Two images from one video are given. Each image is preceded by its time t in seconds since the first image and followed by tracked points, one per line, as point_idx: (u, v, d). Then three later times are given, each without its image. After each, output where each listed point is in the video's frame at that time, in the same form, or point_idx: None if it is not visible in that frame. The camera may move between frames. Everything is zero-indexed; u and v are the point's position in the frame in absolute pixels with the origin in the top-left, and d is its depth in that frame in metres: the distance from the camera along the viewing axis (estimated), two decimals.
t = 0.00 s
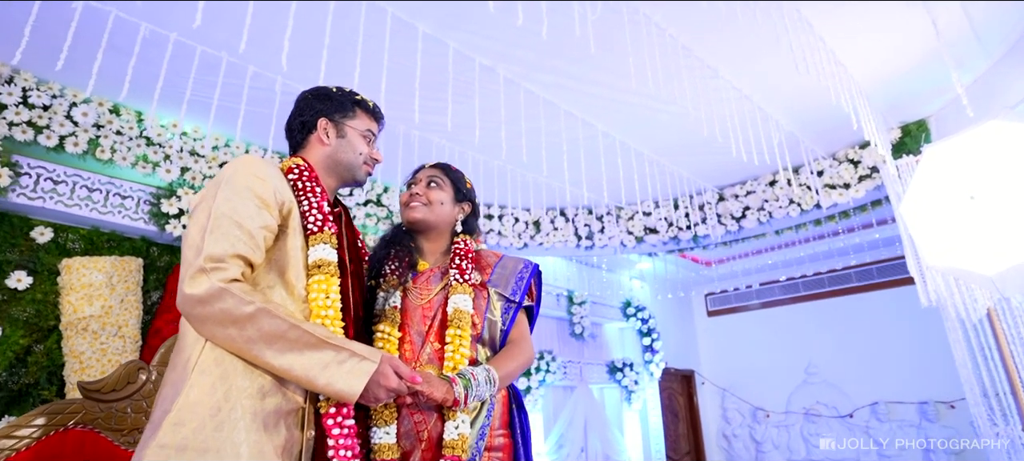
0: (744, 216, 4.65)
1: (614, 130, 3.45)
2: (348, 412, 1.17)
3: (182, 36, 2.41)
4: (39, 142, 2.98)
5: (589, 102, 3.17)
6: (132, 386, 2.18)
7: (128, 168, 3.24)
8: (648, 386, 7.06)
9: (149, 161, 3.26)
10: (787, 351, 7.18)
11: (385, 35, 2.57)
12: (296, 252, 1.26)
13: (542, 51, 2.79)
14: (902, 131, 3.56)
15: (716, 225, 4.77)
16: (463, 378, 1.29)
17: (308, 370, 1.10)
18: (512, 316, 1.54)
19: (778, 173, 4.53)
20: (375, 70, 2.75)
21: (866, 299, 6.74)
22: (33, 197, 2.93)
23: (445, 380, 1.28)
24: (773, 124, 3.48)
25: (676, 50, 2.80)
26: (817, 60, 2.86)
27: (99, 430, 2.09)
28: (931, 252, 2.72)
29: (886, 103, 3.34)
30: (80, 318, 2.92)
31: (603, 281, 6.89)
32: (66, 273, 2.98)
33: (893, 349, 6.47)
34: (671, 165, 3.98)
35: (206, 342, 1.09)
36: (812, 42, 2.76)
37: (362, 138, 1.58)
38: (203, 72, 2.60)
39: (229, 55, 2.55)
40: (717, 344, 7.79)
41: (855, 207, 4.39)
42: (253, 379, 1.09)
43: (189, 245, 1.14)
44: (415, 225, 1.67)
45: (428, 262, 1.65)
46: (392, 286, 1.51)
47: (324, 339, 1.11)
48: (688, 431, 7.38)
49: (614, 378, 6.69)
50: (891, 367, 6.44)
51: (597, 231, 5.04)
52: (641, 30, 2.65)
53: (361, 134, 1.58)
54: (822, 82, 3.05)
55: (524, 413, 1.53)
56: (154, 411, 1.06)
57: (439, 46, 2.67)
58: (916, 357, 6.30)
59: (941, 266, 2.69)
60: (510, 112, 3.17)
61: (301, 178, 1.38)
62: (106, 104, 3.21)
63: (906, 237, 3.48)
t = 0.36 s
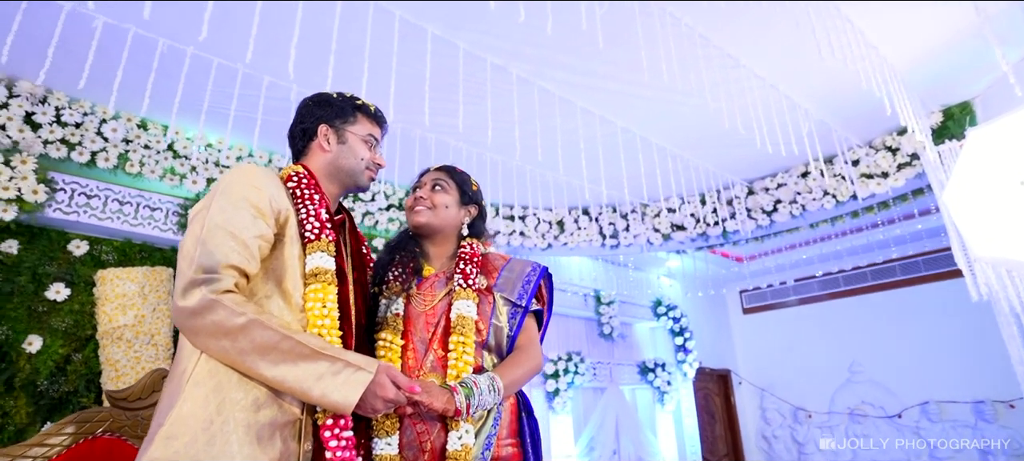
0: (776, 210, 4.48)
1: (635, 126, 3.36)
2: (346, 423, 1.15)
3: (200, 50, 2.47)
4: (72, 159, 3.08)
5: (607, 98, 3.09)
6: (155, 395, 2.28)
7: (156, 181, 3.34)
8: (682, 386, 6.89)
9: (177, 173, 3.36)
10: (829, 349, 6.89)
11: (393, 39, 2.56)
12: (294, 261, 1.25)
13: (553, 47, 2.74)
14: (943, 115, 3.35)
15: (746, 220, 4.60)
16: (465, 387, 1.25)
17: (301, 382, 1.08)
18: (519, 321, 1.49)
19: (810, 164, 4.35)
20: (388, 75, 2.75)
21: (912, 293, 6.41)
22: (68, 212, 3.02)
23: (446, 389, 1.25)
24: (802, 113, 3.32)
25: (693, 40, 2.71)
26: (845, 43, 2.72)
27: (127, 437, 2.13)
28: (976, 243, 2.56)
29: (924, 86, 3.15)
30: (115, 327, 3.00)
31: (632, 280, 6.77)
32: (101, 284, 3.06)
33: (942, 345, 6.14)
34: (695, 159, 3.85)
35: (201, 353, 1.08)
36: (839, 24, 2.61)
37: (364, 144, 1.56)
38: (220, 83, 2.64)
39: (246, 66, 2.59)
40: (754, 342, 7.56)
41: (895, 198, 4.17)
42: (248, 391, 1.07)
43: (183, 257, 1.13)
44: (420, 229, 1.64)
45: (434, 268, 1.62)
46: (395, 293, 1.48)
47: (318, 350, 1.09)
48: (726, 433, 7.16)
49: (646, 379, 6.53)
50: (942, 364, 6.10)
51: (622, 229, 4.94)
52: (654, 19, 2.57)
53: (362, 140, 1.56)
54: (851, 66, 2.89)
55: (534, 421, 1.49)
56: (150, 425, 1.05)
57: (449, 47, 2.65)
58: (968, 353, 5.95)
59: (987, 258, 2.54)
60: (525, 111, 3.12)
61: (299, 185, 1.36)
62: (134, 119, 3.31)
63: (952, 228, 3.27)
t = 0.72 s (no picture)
0: (811, 202, 4.29)
1: (657, 120, 3.27)
2: (345, 434, 1.13)
3: (219, 64, 2.52)
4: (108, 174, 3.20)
5: (626, 92, 3.02)
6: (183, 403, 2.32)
7: (187, 193, 3.45)
8: (719, 386, 6.70)
9: (206, 185, 3.47)
10: (876, 345, 6.57)
11: (405, 44, 2.55)
12: (293, 270, 1.24)
13: (566, 44, 2.69)
14: (993, 94, 3.12)
15: (780, 213, 4.42)
16: (467, 395, 1.22)
17: (298, 393, 1.06)
18: (527, 326, 1.45)
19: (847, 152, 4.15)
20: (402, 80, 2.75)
21: (966, 285, 6.05)
22: (105, 226, 3.13)
23: (447, 398, 1.22)
24: (835, 100, 3.16)
25: (712, 28, 2.60)
26: (876, 23, 2.56)
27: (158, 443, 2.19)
28: None
29: (968, 67, 2.94)
30: (152, 336, 3.07)
31: (664, 278, 6.62)
32: (138, 294, 3.15)
33: (1001, 341, 5.78)
34: (724, 152, 3.71)
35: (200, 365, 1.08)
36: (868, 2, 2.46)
37: (367, 150, 1.55)
38: (240, 96, 2.70)
39: (265, 78, 2.63)
40: (796, 339, 7.29)
41: (941, 185, 3.93)
42: (246, 402, 1.07)
43: (181, 269, 1.13)
44: (427, 234, 1.62)
45: (441, 273, 1.59)
46: (399, 300, 1.45)
47: (313, 360, 1.08)
48: (767, 433, 6.95)
49: (681, 379, 6.34)
50: (1002, 361, 5.72)
51: (650, 226, 4.85)
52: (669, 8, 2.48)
53: (365, 146, 1.55)
54: (885, 46, 2.73)
55: (545, 428, 1.46)
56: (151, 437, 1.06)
57: (461, 49, 2.64)
58: None
59: None
60: (542, 110, 3.07)
61: (300, 193, 1.36)
62: (165, 133, 3.42)
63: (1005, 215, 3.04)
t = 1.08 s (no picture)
0: (845, 190, 4.10)
1: (676, 111, 3.18)
2: (339, 435, 1.13)
3: (236, 73, 2.57)
4: (139, 184, 3.32)
5: (641, 84, 2.94)
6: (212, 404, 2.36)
7: (214, 200, 3.54)
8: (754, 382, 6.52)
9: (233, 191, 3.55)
10: (924, 339, 6.24)
11: (412, 44, 2.55)
12: (289, 273, 1.26)
13: (576, 36, 2.64)
14: None
15: (812, 203, 4.24)
16: (462, 396, 1.20)
17: (289, 395, 1.07)
18: (529, 325, 1.42)
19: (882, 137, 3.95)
20: (412, 80, 2.75)
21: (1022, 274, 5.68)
22: (138, 234, 3.25)
23: (443, 399, 1.20)
24: (864, 83, 3.01)
25: (726, 13, 2.50)
26: None
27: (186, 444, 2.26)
28: None
29: (1014, 40, 2.72)
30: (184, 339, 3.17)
31: (696, 272, 6.46)
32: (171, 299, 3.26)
33: None
34: (750, 140, 3.56)
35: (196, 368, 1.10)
36: None
37: (366, 151, 1.54)
38: (257, 102, 2.76)
39: (280, 84, 2.67)
40: (836, 333, 7.02)
41: (986, 169, 3.70)
42: (240, 405, 1.08)
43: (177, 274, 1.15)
44: (429, 233, 1.61)
45: (443, 273, 1.58)
46: (398, 301, 1.44)
47: (304, 363, 1.08)
48: (807, 431, 6.75)
49: (714, 376, 6.16)
50: None
51: (676, 220, 4.73)
52: None
53: (364, 147, 1.54)
54: (914, 22, 2.58)
55: (549, 430, 1.43)
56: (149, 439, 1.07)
57: (470, 47, 2.62)
58: None
59: None
60: (555, 105, 3.03)
61: (297, 196, 1.37)
62: (192, 143, 3.51)
63: None
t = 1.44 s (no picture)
0: (887, 177, 3.88)
1: (699, 101, 3.08)
2: (333, 434, 1.14)
3: (257, 81, 2.64)
4: (175, 193, 3.42)
5: (661, 74, 2.87)
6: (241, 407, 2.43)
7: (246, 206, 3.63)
8: (798, 380, 6.28)
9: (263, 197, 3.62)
10: (984, 333, 5.85)
11: (422, 44, 2.56)
12: (286, 273, 1.27)
13: (589, 28, 2.59)
14: None
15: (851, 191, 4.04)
16: (457, 394, 1.18)
17: (280, 393, 1.07)
18: (530, 321, 1.39)
19: (926, 119, 3.72)
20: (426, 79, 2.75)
21: None
22: (175, 240, 3.38)
23: (437, 397, 1.19)
24: (901, 62, 2.83)
25: None
26: None
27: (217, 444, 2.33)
28: None
29: None
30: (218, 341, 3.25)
31: (733, 267, 6.27)
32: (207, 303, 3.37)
33: None
34: (781, 127, 3.41)
35: (195, 367, 1.12)
36: None
37: (366, 151, 1.55)
38: (279, 108, 2.82)
39: (300, 90, 2.73)
40: (887, 328, 6.68)
41: None
42: (235, 403, 1.09)
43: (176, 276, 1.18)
44: (432, 231, 1.60)
45: (447, 270, 1.56)
46: (398, 299, 1.45)
47: (295, 361, 1.09)
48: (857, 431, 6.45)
49: (753, 374, 5.90)
50: None
51: (706, 213, 4.60)
52: None
53: (364, 147, 1.55)
54: None
55: (553, 428, 1.40)
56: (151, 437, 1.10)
57: (482, 44, 2.61)
58: None
59: None
60: (572, 99, 2.98)
61: (296, 197, 1.39)
62: (223, 152, 3.61)
63: None
